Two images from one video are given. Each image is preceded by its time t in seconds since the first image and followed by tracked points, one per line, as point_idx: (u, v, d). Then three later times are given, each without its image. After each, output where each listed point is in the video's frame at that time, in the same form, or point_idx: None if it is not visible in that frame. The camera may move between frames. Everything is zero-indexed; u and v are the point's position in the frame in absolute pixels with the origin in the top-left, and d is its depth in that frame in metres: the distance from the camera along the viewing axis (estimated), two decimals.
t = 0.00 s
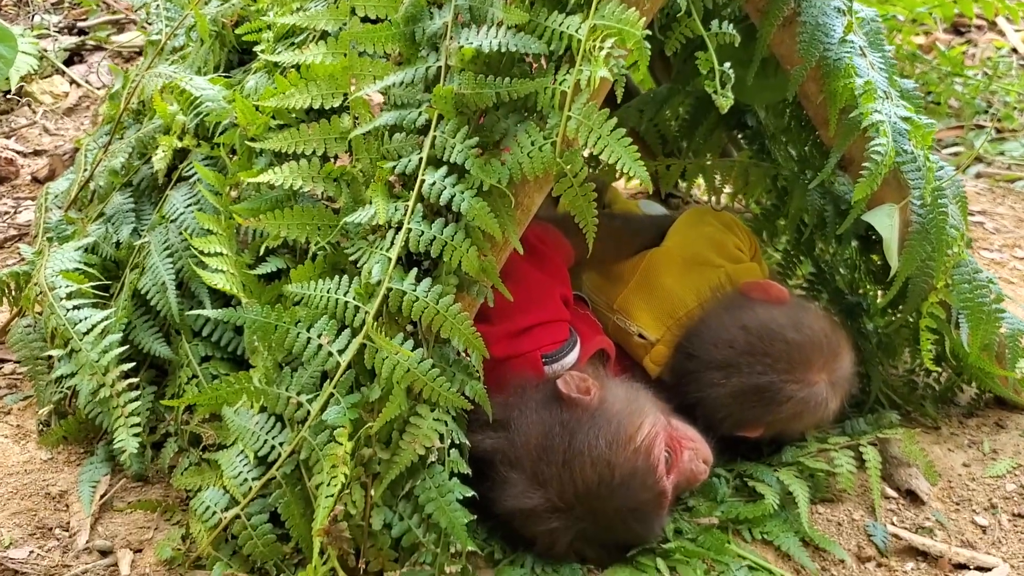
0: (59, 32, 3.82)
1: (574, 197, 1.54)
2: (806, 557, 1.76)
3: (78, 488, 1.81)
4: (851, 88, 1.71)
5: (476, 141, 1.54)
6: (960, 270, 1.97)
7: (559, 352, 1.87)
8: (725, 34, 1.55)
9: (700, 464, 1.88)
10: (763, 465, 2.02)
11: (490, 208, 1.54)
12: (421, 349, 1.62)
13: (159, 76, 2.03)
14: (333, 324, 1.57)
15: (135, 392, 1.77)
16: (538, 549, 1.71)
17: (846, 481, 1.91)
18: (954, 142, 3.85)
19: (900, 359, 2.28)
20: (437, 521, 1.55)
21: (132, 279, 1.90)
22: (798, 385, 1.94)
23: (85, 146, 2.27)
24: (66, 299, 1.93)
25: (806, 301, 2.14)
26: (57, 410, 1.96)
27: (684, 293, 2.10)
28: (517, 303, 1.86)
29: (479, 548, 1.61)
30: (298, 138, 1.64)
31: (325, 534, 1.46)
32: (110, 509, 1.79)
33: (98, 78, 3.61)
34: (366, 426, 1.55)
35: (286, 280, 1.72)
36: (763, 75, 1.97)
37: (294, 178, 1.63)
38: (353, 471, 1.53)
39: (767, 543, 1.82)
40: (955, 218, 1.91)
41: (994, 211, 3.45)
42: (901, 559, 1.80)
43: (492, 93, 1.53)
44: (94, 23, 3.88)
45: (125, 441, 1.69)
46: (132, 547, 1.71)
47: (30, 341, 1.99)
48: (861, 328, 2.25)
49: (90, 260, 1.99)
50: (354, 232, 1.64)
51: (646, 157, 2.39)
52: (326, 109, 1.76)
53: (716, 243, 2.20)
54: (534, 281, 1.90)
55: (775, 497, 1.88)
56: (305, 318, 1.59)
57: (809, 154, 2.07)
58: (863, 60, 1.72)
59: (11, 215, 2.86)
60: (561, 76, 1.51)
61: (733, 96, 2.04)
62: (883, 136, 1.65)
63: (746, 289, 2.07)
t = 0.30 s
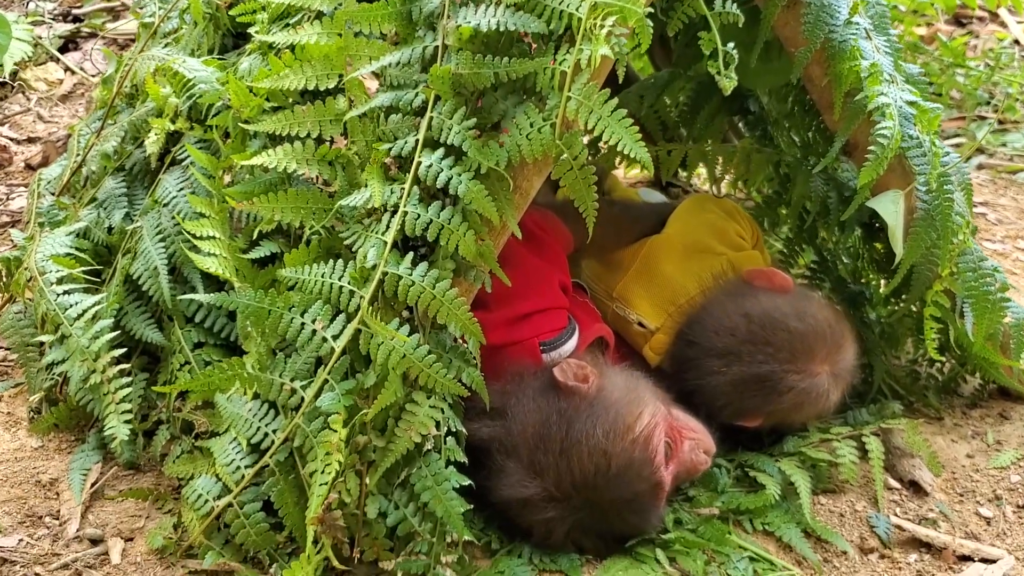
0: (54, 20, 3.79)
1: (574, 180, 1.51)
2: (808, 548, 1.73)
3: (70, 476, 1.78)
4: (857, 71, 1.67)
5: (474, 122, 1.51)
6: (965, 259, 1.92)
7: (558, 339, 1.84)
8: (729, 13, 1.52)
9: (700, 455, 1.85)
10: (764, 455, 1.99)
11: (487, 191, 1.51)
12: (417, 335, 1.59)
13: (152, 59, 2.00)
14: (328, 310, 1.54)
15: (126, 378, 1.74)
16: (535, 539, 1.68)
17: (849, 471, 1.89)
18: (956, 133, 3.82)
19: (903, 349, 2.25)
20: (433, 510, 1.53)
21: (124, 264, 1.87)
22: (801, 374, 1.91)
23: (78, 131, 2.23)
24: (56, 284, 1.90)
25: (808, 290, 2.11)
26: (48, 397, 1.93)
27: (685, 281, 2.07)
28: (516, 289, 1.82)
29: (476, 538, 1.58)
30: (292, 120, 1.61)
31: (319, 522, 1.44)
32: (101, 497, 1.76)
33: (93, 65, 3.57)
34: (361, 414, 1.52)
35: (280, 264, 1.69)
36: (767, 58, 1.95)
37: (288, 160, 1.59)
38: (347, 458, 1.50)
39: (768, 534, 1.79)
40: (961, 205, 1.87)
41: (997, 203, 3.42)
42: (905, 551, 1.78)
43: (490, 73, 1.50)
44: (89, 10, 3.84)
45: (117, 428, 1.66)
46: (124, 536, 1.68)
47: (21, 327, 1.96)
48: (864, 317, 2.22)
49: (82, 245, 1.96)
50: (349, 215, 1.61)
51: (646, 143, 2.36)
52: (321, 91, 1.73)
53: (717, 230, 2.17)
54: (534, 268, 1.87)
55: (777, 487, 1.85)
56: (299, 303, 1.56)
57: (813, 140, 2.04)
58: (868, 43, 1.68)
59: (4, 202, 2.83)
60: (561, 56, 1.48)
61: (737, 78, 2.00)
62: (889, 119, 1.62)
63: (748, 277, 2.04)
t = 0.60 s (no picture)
0: (48, 9, 3.75)
1: (572, 163, 1.48)
2: (809, 541, 1.70)
3: (57, 465, 1.75)
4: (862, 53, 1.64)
5: (470, 102, 1.48)
6: (970, 248, 1.89)
7: (556, 327, 1.81)
8: None
9: (700, 446, 1.82)
10: (765, 446, 1.95)
11: (483, 173, 1.48)
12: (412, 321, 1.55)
13: (142, 42, 1.97)
14: (320, 295, 1.50)
15: (114, 365, 1.70)
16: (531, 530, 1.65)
17: (851, 463, 1.85)
18: (958, 126, 3.78)
19: (906, 341, 2.22)
20: (427, 501, 1.49)
21: (113, 250, 1.83)
22: (803, 365, 1.88)
23: (68, 116, 2.20)
24: (44, 270, 1.86)
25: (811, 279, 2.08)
26: (37, 386, 1.89)
27: (686, 269, 2.03)
28: (512, 277, 1.79)
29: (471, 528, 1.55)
30: (284, 101, 1.57)
31: (309, 511, 1.40)
32: (88, 487, 1.72)
33: (87, 54, 3.52)
34: (353, 400, 1.48)
35: (271, 249, 1.66)
36: (770, 42, 1.91)
37: (279, 141, 1.56)
38: (339, 447, 1.47)
39: (769, 527, 1.76)
40: (965, 193, 1.84)
41: (1000, 196, 3.38)
42: (908, 544, 1.74)
43: (487, 52, 1.46)
44: None
45: (104, 416, 1.63)
46: (111, 526, 1.65)
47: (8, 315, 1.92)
48: (866, 308, 2.19)
49: (71, 231, 1.92)
50: (342, 199, 1.57)
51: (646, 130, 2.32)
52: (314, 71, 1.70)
53: (718, 218, 2.13)
54: (530, 255, 1.83)
55: (778, 479, 1.82)
56: (290, 288, 1.52)
57: (816, 126, 2.01)
58: (873, 26, 1.64)
59: None
60: (559, 34, 1.45)
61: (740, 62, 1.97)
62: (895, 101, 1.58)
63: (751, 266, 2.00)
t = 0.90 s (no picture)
0: None
1: (568, 144, 1.45)
2: (809, 534, 1.67)
3: (41, 454, 1.71)
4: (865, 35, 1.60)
5: (462, 82, 1.45)
6: (974, 237, 1.85)
7: (551, 316, 1.76)
8: None
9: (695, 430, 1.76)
10: (764, 438, 1.91)
11: (475, 154, 1.45)
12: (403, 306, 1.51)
13: (131, 24, 1.93)
14: (308, 280, 1.46)
15: (99, 351, 1.67)
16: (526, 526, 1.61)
17: (852, 455, 1.81)
18: (962, 119, 3.74)
19: (908, 332, 2.20)
20: (418, 490, 1.46)
21: (99, 235, 1.80)
22: (804, 354, 1.84)
23: (58, 101, 2.16)
24: (30, 255, 1.83)
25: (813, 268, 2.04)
26: (22, 373, 1.86)
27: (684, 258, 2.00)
28: (505, 265, 1.75)
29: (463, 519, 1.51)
30: (273, 82, 1.55)
31: (297, 501, 1.37)
32: (74, 476, 1.69)
33: (81, 43, 3.48)
34: (342, 387, 1.44)
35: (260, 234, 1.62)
36: (770, 25, 1.86)
37: (268, 123, 1.52)
38: (328, 435, 1.43)
39: (768, 519, 1.72)
40: (970, 178, 1.80)
41: (1004, 189, 3.34)
42: (909, 537, 1.71)
43: (480, 30, 1.43)
44: None
45: (88, 403, 1.59)
46: (96, 516, 1.61)
47: None
48: (868, 298, 2.15)
49: (57, 216, 1.88)
50: (332, 181, 1.54)
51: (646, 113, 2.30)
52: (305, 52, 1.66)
53: (718, 205, 2.09)
54: (525, 242, 1.79)
55: (777, 470, 1.78)
56: (278, 273, 1.49)
57: (818, 111, 1.97)
58: (877, 7, 1.61)
59: None
60: (554, 12, 1.41)
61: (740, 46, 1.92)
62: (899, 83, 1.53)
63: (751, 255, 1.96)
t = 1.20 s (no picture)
0: None
1: (551, 124, 1.42)
2: (800, 526, 1.63)
3: (16, 441, 1.67)
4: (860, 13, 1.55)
5: (442, 59, 1.41)
6: (971, 223, 1.80)
7: (537, 301, 1.72)
8: None
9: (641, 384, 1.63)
10: (755, 428, 1.86)
11: (456, 134, 1.41)
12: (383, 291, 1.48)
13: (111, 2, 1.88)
14: (284, 262, 1.43)
15: (74, 336, 1.63)
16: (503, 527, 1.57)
17: (845, 446, 1.77)
18: (965, 109, 3.69)
19: (905, 321, 2.15)
20: (397, 479, 1.42)
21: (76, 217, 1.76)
22: (796, 343, 1.80)
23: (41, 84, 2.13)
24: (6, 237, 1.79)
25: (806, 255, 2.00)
26: None
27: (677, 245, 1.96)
28: (488, 248, 1.70)
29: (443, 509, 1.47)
30: (250, 60, 1.51)
31: (270, 488, 1.33)
32: (48, 463, 1.65)
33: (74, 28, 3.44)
34: (318, 373, 1.40)
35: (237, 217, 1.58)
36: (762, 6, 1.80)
37: (246, 102, 1.48)
38: (304, 422, 1.39)
39: (758, 511, 1.68)
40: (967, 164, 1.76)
41: (1006, 179, 3.29)
42: (902, 530, 1.67)
43: (460, 6, 1.38)
44: None
45: (61, 387, 1.56)
46: (70, 504, 1.58)
47: None
48: (864, 287, 2.11)
49: (36, 199, 1.85)
50: (311, 162, 1.50)
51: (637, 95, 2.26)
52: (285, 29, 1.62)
53: (713, 193, 2.06)
54: (508, 225, 1.75)
55: (768, 461, 1.74)
56: (254, 255, 1.45)
57: (813, 95, 1.94)
58: None
59: None
60: None
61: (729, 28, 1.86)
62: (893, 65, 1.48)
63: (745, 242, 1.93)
